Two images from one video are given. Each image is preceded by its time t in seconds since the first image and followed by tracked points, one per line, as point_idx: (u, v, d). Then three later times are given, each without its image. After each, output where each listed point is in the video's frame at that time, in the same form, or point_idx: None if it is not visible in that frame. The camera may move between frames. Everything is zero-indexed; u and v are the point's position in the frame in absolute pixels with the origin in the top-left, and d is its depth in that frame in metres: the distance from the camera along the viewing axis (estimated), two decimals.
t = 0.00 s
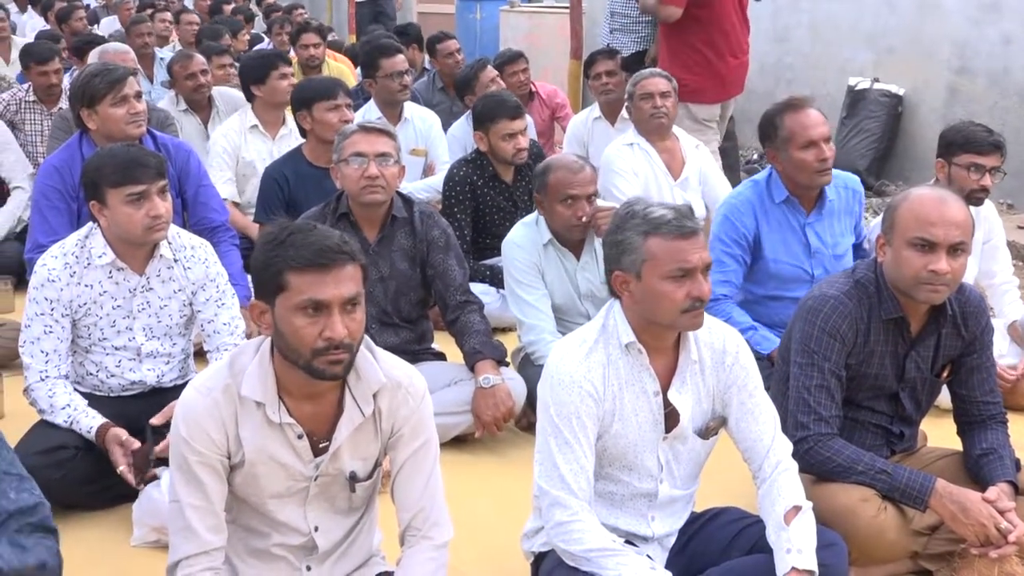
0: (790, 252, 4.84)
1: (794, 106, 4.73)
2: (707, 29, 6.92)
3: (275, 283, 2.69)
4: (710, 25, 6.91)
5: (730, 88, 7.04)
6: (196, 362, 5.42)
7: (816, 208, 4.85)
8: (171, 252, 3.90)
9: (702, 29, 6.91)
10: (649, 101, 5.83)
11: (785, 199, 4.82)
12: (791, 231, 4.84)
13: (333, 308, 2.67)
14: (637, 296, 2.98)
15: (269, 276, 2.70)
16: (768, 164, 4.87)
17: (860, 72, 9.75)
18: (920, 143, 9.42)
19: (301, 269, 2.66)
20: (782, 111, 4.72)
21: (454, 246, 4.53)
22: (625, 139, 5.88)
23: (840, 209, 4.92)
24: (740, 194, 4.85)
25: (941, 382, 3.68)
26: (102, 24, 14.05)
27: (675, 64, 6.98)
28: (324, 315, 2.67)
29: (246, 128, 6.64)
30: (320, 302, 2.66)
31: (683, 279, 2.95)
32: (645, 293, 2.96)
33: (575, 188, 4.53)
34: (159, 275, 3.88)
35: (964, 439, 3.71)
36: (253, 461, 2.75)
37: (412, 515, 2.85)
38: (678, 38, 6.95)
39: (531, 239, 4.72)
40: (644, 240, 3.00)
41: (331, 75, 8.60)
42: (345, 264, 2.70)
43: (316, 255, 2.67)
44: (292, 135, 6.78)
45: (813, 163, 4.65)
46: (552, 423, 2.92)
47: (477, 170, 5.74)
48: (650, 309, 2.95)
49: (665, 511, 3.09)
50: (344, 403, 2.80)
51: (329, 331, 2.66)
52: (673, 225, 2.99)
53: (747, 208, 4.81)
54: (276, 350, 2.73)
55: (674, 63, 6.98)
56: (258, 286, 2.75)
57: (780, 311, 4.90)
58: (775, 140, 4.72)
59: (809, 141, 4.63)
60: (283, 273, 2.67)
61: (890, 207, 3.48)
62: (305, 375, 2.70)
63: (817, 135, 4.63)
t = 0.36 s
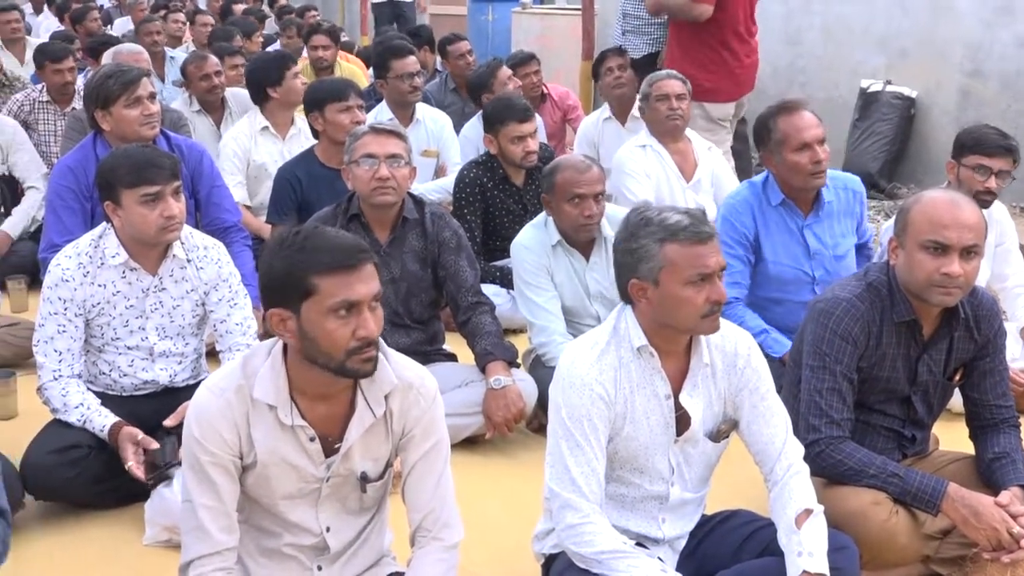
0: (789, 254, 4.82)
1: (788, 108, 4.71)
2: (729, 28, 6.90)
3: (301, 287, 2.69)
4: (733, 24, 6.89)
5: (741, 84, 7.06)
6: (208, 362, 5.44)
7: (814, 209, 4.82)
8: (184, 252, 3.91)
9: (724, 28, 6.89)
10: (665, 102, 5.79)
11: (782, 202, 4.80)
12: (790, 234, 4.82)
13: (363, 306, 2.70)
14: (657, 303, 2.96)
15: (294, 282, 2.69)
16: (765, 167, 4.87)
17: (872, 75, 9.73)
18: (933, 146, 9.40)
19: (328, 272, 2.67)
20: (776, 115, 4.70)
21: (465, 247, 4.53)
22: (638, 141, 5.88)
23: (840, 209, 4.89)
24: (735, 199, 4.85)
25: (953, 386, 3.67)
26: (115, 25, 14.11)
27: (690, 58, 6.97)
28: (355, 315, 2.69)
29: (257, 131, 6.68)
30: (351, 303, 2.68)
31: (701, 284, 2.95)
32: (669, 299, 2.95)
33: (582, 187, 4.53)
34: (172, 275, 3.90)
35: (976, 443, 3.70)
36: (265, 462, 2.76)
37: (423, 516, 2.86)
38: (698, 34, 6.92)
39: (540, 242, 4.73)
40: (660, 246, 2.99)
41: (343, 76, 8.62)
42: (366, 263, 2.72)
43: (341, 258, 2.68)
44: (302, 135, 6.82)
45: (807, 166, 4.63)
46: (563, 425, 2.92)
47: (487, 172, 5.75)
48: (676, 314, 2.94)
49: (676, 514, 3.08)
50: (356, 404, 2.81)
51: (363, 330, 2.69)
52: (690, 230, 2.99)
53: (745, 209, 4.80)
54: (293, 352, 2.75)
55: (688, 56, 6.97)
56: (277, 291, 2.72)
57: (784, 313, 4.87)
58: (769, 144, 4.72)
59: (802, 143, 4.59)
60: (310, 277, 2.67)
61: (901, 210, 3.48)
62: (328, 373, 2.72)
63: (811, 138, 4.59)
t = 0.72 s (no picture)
0: (790, 255, 4.79)
1: (790, 110, 4.75)
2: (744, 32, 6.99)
3: (316, 289, 2.70)
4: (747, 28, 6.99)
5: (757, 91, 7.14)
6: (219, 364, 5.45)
7: (816, 212, 4.79)
8: (196, 254, 3.92)
9: (740, 32, 6.98)
10: (679, 107, 5.82)
11: (786, 203, 4.79)
12: (792, 236, 4.79)
13: (377, 305, 2.71)
14: (668, 309, 2.97)
15: (309, 285, 2.70)
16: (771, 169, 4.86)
17: (883, 79, 9.71)
18: (945, 151, 9.36)
19: (341, 274, 2.69)
20: (777, 117, 4.74)
21: (475, 250, 4.53)
22: (648, 145, 5.88)
23: (841, 216, 4.83)
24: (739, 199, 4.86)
25: (964, 391, 3.66)
26: (127, 27, 14.16)
27: (707, 63, 7.02)
28: (370, 314, 2.70)
29: (260, 136, 6.70)
30: (366, 302, 2.69)
31: (713, 287, 2.96)
32: (681, 304, 2.95)
33: (594, 191, 4.54)
34: (184, 277, 3.91)
35: (986, 449, 3.69)
36: (276, 464, 2.76)
37: (433, 518, 2.86)
38: (713, 39, 7.00)
39: (555, 243, 4.73)
40: (671, 252, 2.99)
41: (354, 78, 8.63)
42: (379, 264, 2.73)
43: (352, 259, 2.69)
44: (305, 137, 6.84)
45: (810, 167, 4.62)
46: (573, 429, 2.92)
47: (497, 175, 5.77)
48: (690, 319, 2.95)
49: (685, 518, 3.08)
50: (367, 406, 2.82)
51: (379, 329, 2.70)
52: (699, 235, 2.99)
53: (751, 208, 4.80)
54: (306, 354, 2.76)
55: (706, 63, 7.02)
56: (292, 295, 2.73)
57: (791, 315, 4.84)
58: (771, 146, 4.73)
59: (804, 144, 4.62)
60: (325, 279, 2.69)
61: (912, 215, 3.47)
62: (342, 373, 2.73)
63: (812, 139, 4.61)
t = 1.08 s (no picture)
0: (805, 263, 4.78)
1: (807, 117, 4.74)
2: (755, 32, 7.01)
3: (332, 289, 2.71)
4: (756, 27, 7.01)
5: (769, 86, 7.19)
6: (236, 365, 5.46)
7: (832, 219, 4.78)
8: (213, 255, 3.94)
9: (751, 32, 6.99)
10: (695, 108, 5.84)
11: (801, 210, 4.78)
12: (807, 244, 4.78)
13: (394, 303, 2.72)
14: (677, 310, 2.98)
15: (325, 284, 2.72)
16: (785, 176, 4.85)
17: (899, 81, 9.67)
18: (961, 153, 9.33)
19: (357, 273, 2.70)
20: (794, 122, 4.73)
21: (491, 251, 4.54)
22: (663, 147, 5.88)
23: (861, 217, 4.82)
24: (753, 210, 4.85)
25: (981, 395, 3.65)
26: (144, 30, 14.25)
27: (724, 67, 7.02)
28: (388, 312, 2.71)
29: (274, 138, 6.72)
30: (383, 301, 2.70)
31: (721, 292, 2.96)
32: (691, 307, 2.95)
33: (610, 189, 4.56)
34: (201, 277, 3.92)
35: (1003, 453, 3.68)
36: (293, 464, 2.77)
37: (449, 519, 2.87)
38: (725, 42, 6.99)
39: (573, 243, 4.74)
40: (680, 254, 3.00)
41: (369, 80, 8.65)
42: (395, 263, 2.74)
43: (369, 258, 2.71)
44: (319, 138, 6.87)
45: (827, 176, 4.62)
46: (588, 431, 2.93)
47: (510, 171, 5.77)
48: (697, 322, 2.95)
49: (701, 521, 3.08)
50: (384, 406, 2.82)
51: (396, 328, 2.71)
52: (711, 238, 2.98)
53: (762, 220, 4.80)
54: (322, 353, 2.77)
55: (722, 67, 7.02)
56: (309, 295, 2.74)
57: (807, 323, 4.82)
58: (789, 152, 4.73)
59: (823, 153, 4.61)
60: (341, 278, 2.70)
61: (929, 217, 3.47)
62: (359, 373, 2.74)
63: (830, 147, 4.61)
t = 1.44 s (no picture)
0: (826, 273, 4.77)
1: (836, 128, 4.65)
2: (758, 37, 7.03)
3: (348, 291, 2.72)
4: (759, 32, 7.04)
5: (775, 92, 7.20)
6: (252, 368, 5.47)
7: (856, 230, 4.75)
8: (231, 258, 3.95)
9: (754, 37, 7.02)
10: (713, 113, 5.84)
11: (825, 220, 4.75)
12: (829, 253, 4.76)
13: (410, 307, 2.72)
14: (685, 311, 2.99)
15: (340, 287, 2.72)
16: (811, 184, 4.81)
17: (918, 88, 9.63)
18: (980, 161, 9.28)
19: (373, 275, 2.70)
20: (823, 134, 4.64)
21: (508, 256, 4.53)
22: (681, 153, 5.86)
23: (884, 233, 4.78)
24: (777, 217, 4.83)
25: (999, 403, 3.63)
26: (163, 33, 14.34)
27: (726, 72, 7.06)
28: (403, 316, 2.71)
29: (291, 141, 6.74)
30: (399, 304, 2.71)
31: (726, 298, 2.95)
32: (693, 309, 2.97)
33: (621, 195, 4.56)
34: (219, 280, 3.94)
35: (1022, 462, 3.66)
36: (310, 467, 2.78)
37: (464, 523, 2.87)
38: (727, 47, 7.04)
39: (588, 248, 4.74)
40: (692, 256, 3.00)
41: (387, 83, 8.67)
42: (412, 266, 2.75)
43: (385, 260, 2.71)
44: (336, 142, 6.88)
45: (853, 188, 4.58)
46: (604, 437, 2.92)
47: (529, 177, 5.77)
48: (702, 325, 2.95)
49: (716, 528, 3.07)
50: (400, 410, 2.83)
51: (412, 331, 2.71)
52: (722, 243, 2.97)
53: (785, 229, 4.78)
54: (337, 356, 2.78)
55: (725, 72, 7.07)
56: (324, 297, 2.75)
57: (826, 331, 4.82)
58: (815, 162, 4.67)
59: (850, 165, 4.55)
60: (357, 280, 2.70)
61: (948, 225, 3.45)
62: (375, 377, 2.74)
63: (858, 160, 4.55)
